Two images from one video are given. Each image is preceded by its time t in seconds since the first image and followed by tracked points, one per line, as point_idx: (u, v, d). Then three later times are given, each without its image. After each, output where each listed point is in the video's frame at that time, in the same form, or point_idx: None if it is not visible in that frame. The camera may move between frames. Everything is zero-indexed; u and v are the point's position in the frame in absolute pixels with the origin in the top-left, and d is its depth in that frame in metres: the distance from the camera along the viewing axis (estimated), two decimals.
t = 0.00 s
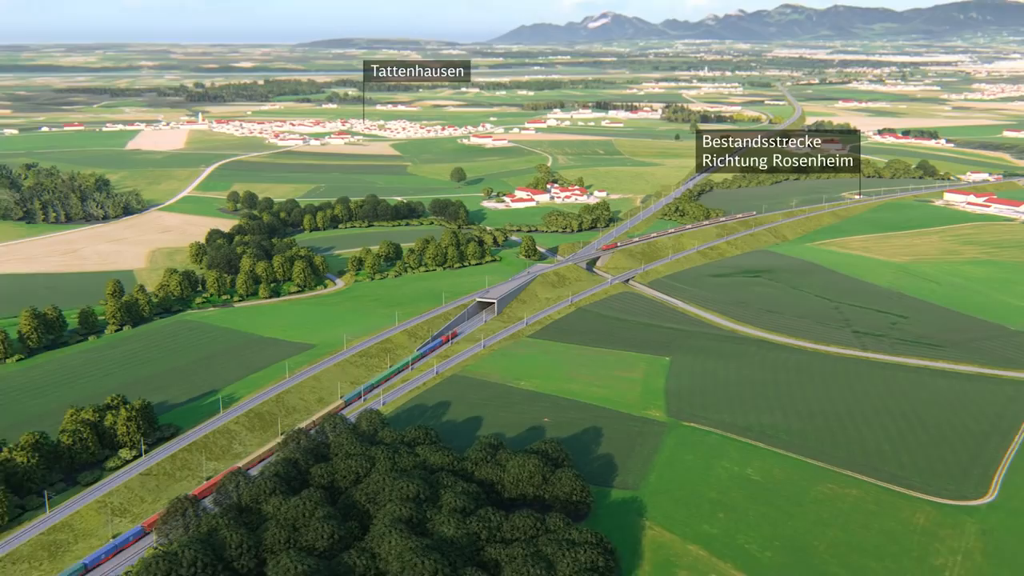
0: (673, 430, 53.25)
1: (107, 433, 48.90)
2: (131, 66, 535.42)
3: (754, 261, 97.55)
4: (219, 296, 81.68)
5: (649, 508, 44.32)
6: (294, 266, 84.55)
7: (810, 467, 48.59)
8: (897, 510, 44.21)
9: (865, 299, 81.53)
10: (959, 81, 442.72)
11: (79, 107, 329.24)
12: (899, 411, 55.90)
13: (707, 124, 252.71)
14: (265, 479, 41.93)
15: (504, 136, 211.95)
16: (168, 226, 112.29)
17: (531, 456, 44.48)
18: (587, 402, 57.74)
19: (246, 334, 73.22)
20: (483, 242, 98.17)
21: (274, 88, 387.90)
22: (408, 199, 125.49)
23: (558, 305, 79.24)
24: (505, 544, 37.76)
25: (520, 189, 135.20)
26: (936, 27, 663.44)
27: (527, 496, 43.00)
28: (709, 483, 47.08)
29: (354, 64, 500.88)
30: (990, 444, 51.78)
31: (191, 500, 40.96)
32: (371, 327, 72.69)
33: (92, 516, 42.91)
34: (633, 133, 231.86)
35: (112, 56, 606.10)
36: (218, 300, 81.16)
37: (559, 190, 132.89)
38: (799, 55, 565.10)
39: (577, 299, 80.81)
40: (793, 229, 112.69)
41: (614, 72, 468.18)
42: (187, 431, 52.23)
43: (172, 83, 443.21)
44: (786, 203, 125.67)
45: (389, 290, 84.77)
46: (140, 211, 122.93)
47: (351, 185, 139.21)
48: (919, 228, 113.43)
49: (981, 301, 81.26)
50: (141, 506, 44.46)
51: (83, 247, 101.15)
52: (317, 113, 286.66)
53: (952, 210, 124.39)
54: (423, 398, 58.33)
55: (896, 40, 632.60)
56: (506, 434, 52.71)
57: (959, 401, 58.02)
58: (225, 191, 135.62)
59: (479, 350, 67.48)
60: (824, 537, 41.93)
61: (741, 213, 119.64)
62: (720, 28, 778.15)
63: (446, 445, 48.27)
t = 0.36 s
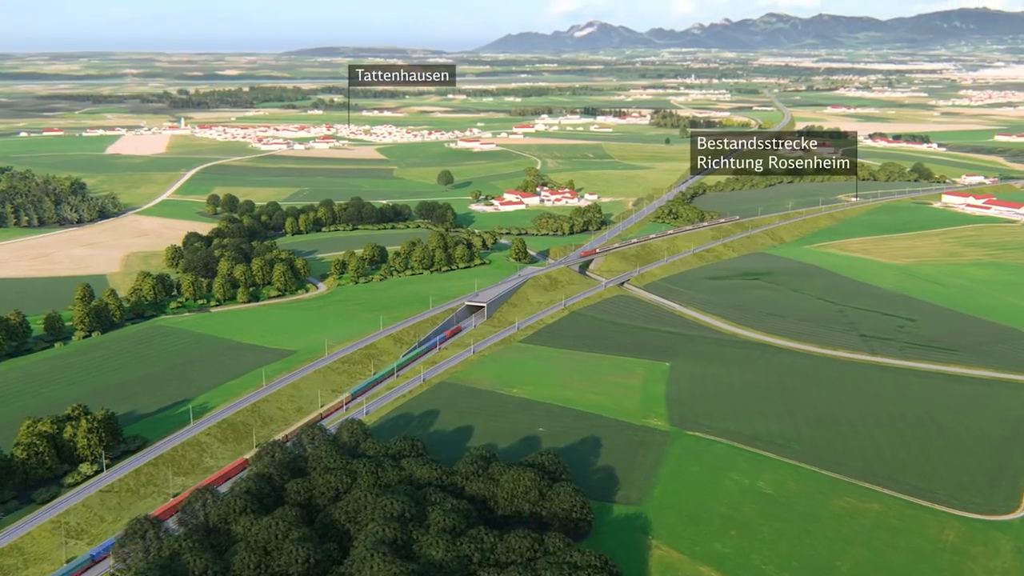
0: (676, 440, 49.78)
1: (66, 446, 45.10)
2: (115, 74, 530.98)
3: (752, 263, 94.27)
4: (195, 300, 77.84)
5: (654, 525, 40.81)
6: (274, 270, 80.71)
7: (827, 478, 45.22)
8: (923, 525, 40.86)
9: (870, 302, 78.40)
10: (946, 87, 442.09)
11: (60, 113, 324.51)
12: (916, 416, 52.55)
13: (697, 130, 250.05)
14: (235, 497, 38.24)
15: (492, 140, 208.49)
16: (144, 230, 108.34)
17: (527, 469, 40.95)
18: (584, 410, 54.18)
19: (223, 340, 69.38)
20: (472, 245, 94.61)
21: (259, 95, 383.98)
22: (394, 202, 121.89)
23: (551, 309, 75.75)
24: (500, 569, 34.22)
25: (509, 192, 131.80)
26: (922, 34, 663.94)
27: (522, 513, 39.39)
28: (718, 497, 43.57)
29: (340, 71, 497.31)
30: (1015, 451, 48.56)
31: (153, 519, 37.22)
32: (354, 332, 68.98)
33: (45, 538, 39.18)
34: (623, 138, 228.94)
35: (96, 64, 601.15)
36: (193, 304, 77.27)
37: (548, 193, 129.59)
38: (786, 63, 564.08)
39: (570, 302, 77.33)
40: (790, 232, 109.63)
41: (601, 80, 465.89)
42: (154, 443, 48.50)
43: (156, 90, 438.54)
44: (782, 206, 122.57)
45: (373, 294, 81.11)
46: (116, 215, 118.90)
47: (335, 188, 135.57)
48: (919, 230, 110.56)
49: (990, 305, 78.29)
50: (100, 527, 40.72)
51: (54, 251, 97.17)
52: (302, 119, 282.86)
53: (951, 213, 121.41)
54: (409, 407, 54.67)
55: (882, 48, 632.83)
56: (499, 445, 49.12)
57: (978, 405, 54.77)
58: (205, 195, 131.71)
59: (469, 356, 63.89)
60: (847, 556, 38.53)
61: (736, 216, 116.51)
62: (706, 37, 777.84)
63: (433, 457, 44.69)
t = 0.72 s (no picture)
0: (682, 451, 46.24)
1: (19, 461, 41.27)
2: (100, 81, 526.48)
3: (751, 265, 90.97)
4: (169, 305, 73.98)
5: (663, 545, 37.24)
6: (253, 273, 76.91)
7: (848, 490, 41.96)
8: (956, 544, 37.47)
9: (877, 305, 75.17)
10: (934, 93, 441.00)
11: (41, 119, 319.99)
12: (935, 426, 49.49)
13: (687, 135, 247.15)
14: (201, 517, 34.51)
15: (480, 145, 205.06)
16: (120, 233, 104.34)
17: (523, 485, 37.35)
18: (582, 418, 50.59)
19: (197, 346, 65.56)
20: (461, 247, 91.03)
21: (244, 102, 379.69)
22: (380, 204, 118.24)
23: (543, 312, 72.18)
24: None
25: (498, 195, 128.38)
26: (909, 41, 664.03)
27: (518, 533, 35.76)
28: (731, 513, 40.03)
29: (326, 78, 493.71)
30: None
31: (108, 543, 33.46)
32: (336, 338, 65.28)
33: None
34: (612, 142, 225.81)
35: (81, 72, 596.60)
36: (167, 309, 73.39)
37: (539, 196, 126.17)
38: (774, 70, 563.14)
39: (564, 305, 73.83)
40: (788, 234, 106.44)
41: (589, 87, 463.59)
42: (117, 456, 44.71)
43: (140, 97, 433.82)
44: (778, 208, 119.49)
45: (358, 298, 77.42)
46: (92, 219, 114.84)
47: (319, 191, 131.82)
48: (920, 232, 107.53)
49: (1001, 308, 75.15)
50: (52, 551, 36.96)
51: (25, 255, 93.14)
52: (287, 125, 279.05)
53: (951, 214, 118.45)
54: (394, 416, 51.00)
55: (870, 55, 632.69)
56: (492, 457, 45.49)
57: (998, 413, 51.77)
58: (185, 198, 127.72)
59: (458, 362, 60.29)
60: None
61: (731, 218, 113.30)
62: (693, 44, 777.13)
63: (420, 471, 41.03)
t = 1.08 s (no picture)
0: (690, 463, 42.74)
1: None
2: (83, 88, 520.94)
3: (751, 267, 87.66)
4: (142, 309, 70.12)
5: (676, 569, 33.66)
6: (231, 275, 73.10)
7: (875, 506, 38.57)
8: (997, 565, 34.11)
9: (886, 308, 71.95)
10: (922, 100, 439.84)
11: (22, 125, 314.44)
12: (960, 435, 46.37)
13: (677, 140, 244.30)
14: (161, 540, 30.79)
15: (468, 148, 201.62)
16: (95, 237, 100.34)
17: (520, 502, 33.75)
18: (582, 428, 46.99)
19: (170, 352, 61.74)
20: (449, 249, 87.44)
21: (229, 107, 375.54)
22: (365, 207, 114.53)
23: (537, 316, 68.58)
24: None
25: (487, 197, 124.88)
26: (896, 47, 664.46)
27: (516, 557, 32.08)
28: (749, 532, 36.46)
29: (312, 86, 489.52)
30: None
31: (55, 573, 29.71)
32: (318, 343, 61.54)
33: None
34: (602, 146, 222.65)
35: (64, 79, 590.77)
36: (140, 314, 69.50)
37: (529, 199, 122.72)
38: (762, 77, 562.20)
39: (558, 309, 70.26)
40: (787, 236, 103.24)
41: (577, 93, 460.65)
42: (75, 472, 40.95)
43: (124, 104, 429.00)
44: (775, 210, 116.33)
45: (341, 302, 73.70)
46: (66, 222, 110.72)
47: (303, 194, 127.97)
48: (923, 233, 104.54)
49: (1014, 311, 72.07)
50: None
51: None
52: (271, 130, 274.62)
53: (953, 216, 115.44)
54: (379, 427, 47.31)
55: (857, 62, 632.55)
56: (485, 471, 41.83)
57: None
58: (164, 201, 123.68)
59: (447, 368, 56.65)
60: None
61: (728, 220, 110.08)
62: (681, 52, 776.11)
63: (407, 487, 37.35)
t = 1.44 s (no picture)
0: (703, 476, 39.27)
1: None
2: (66, 95, 515.14)
3: (752, 268, 84.38)
4: (113, 313, 66.23)
5: None
6: (208, 278, 69.30)
7: (909, 525, 35.15)
8: None
9: (897, 310, 68.81)
10: (911, 105, 438.74)
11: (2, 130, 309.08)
12: (990, 443, 43.18)
13: (667, 144, 241.40)
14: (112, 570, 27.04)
15: (456, 152, 198.11)
16: (68, 239, 96.21)
17: (519, 523, 30.14)
18: (583, 439, 43.41)
19: (140, 357, 57.88)
20: (437, 251, 83.83)
21: (214, 113, 371.15)
22: (351, 209, 110.78)
23: (531, 319, 65.04)
24: None
25: (476, 199, 121.32)
26: (884, 52, 664.04)
27: None
28: (773, 553, 32.97)
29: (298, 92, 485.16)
30: None
31: None
32: (298, 348, 57.79)
33: None
34: (593, 150, 219.34)
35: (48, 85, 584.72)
36: (110, 319, 65.62)
37: (520, 201, 119.25)
38: (750, 84, 560.79)
39: (553, 312, 66.70)
40: (787, 237, 100.10)
41: (565, 100, 457.73)
42: (28, 489, 37.14)
43: (108, 109, 423.75)
44: (772, 211, 113.22)
45: (324, 305, 69.99)
46: (39, 225, 106.53)
47: (287, 197, 124.03)
48: (926, 234, 101.56)
49: None
50: None
51: None
52: (256, 135, 270.28)
53: (954, 217, 112.55)
54: (364, 438, 43.63)
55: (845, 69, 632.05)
56: (479, 487, 38.22)
57: None
58: (142, 204, 119.56)
59: (437, 374, 53.04)
60: None
61: (724, 221, 106.89)
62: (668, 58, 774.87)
63: (392, 507, 33.69)
